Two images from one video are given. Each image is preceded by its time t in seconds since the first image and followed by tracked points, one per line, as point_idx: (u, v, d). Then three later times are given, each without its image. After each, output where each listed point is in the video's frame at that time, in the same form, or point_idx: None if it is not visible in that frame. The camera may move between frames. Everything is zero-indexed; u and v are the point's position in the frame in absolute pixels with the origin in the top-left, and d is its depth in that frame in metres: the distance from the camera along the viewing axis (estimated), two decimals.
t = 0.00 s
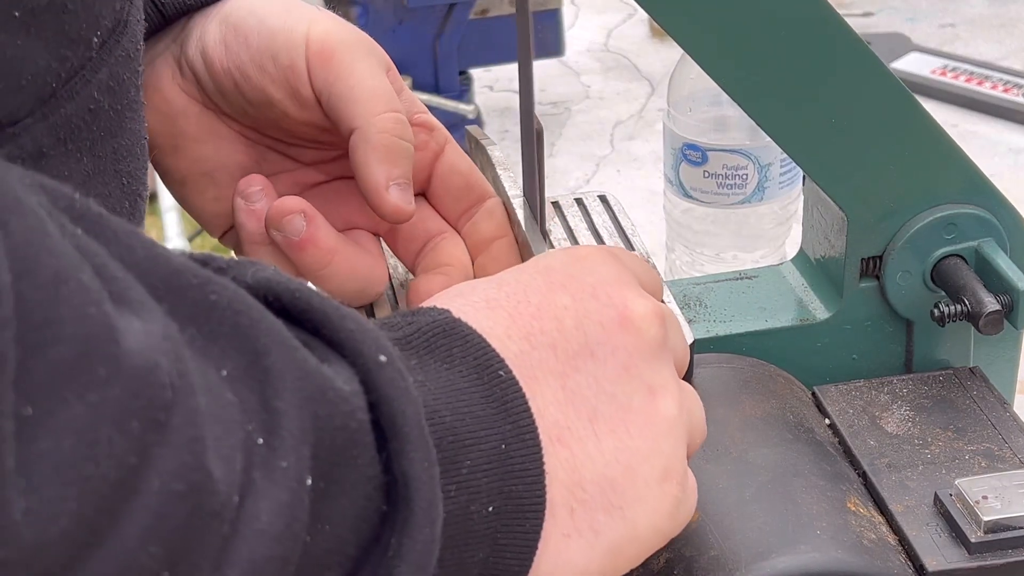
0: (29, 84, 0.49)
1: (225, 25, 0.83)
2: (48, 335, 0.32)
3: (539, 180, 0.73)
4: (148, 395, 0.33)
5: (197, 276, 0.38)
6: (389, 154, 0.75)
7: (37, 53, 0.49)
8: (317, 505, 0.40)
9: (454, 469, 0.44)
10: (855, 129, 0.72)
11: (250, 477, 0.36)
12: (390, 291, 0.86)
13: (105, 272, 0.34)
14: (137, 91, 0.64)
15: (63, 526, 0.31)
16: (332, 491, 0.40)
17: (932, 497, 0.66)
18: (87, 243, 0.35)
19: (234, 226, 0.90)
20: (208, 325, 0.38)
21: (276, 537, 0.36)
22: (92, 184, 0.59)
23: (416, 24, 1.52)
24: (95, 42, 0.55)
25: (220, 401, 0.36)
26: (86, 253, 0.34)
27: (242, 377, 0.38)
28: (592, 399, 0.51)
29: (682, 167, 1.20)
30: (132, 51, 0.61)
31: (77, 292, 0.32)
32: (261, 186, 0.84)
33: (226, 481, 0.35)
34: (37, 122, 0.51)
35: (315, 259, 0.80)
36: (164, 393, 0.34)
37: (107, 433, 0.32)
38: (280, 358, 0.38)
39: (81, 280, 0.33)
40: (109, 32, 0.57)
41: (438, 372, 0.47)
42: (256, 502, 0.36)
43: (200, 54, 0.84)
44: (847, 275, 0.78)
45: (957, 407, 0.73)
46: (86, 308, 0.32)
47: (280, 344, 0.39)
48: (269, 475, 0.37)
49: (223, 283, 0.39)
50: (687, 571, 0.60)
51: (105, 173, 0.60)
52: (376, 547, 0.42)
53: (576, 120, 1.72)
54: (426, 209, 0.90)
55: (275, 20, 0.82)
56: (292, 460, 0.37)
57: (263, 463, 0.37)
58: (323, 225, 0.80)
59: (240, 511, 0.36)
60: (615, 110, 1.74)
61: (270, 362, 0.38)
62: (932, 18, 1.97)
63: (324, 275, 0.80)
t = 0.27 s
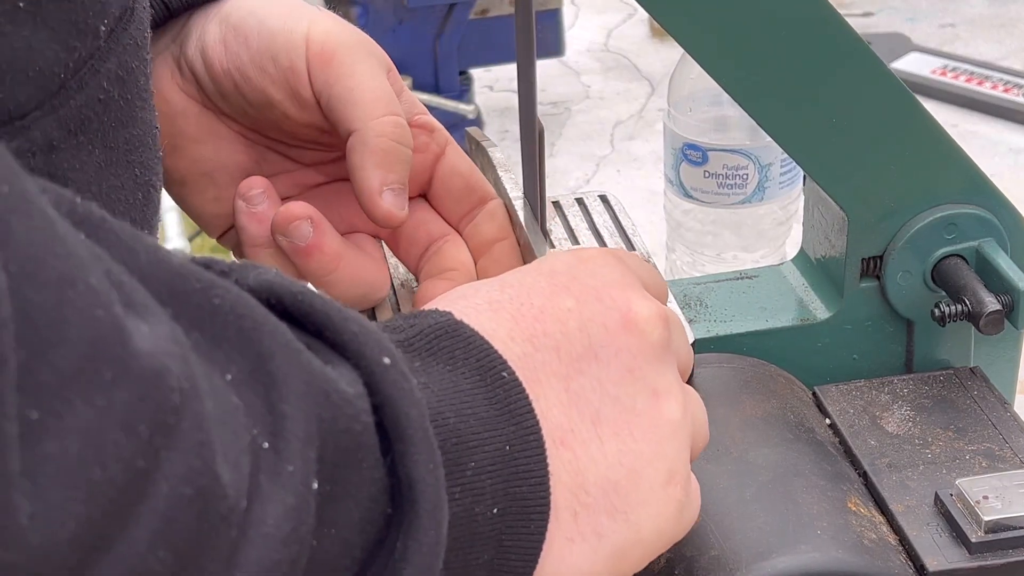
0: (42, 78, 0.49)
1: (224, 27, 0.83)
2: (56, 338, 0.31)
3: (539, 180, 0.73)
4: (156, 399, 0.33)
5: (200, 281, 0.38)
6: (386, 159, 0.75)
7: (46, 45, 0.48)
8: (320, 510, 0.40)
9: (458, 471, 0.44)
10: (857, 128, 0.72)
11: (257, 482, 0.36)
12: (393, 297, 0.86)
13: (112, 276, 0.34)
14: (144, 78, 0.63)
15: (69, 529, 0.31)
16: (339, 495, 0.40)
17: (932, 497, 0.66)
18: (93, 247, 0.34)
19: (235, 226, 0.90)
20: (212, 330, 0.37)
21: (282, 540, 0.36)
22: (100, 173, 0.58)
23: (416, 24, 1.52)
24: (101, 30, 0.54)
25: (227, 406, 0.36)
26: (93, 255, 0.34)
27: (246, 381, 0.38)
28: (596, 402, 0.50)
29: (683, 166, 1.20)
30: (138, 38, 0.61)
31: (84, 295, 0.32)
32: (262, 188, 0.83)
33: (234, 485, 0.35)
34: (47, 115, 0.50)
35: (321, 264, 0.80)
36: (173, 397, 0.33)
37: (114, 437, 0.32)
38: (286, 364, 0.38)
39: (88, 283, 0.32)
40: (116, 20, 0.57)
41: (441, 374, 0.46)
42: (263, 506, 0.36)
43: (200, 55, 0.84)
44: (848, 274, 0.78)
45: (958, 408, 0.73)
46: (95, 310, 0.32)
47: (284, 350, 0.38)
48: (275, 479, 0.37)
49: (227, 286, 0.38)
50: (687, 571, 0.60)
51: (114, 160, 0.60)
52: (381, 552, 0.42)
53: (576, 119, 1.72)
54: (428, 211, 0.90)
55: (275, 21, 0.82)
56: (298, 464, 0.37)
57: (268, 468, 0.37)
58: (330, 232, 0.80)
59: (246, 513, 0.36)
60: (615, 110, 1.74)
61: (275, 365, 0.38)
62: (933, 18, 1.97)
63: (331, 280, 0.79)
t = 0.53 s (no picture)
0: (51, 80, 0.46)
1: (226, 29, 0.82)
2: (79, 365, 0.30)
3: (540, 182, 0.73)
4: (178, 424, 0.32)
5: (211, 298, 0.36)
6: (385, 165, 0.76)
7: (56, 42, 0.46)
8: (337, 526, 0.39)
9: (467, 483, 0.44)
10: (858, 130, 0.72)
11: (272, 502, 0.35)
12: (394, 299, 0.85)
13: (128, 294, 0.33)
14: (161, 79, 0.61)
15: (94, 558, 0.30)
16: (353, 513, 0.39)
17: (933, 497, 0.66)
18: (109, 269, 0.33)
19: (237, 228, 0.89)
20: (224, 349, 0.36)
21: (299, 562, 0.35)
22: (126, 183, 0.55)
23: (416, 24, 1.52)
24: (118, 30, 0.51)
25: (242, 425, 0.35)
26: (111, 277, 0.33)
27: (259, 400, 0.36)
28: (601, 411, 0.51)
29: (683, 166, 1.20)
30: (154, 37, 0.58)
31: (105, 321, 0.31)
32: (265, 194, 0.82)
33: (253, 508, 0.34)
34: (67, 119, 0.48)
35: (326, 272, 0.79)
36: (194, 422, 0.32)
37: (137, 465, 0.31)
38: (299, 382, 0.37)
39: (110, 306, 0.31)
40: (131, 20, 0.54)
41: (447, 385, 0.46)
42: (279, 527, 0.35)
43: (201, 57, 0.84)
44: (849, 274, 0.78)
45: (959, 408, 0.73)
46: (116, 336, 0.31)
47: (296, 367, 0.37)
48: (291, 500, 0.35)
49: (237, 304, 0.37)
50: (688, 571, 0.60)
51: (137, 166, 0.56)
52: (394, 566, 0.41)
53: (576, 119, 1.72)
54: (431, 215, 0.90)
55: (276, 24, 0.81)
56: (314, 484, 0.36)
57: (284, 487, 0.35)
58: (335, 239, 0.80)
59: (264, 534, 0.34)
60: (615, 110, 1.74)
61: (288, 385, 0.37)
62: (933, 18, 1.97)
63: (339, 286, 0.79)
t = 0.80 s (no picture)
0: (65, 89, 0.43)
1: (230, 29, 0.82)
2: (98, 388, 0.29)
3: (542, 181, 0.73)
4: (196, 445, 0.31)
5: (221, 313, 0.36)
6: (389, 167, 0.75)
7: (74, 49, 0.43)
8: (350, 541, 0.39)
9: (475, 494, 0.43)
10: (861, 131, 0.72)
11: (287, 519, 0.35)
12: (394, 299, 0.85)
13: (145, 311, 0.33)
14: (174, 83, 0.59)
15: None
16: (365, 528, 0.39)
17: (934, 497, 0.66)
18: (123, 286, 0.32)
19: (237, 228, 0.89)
20: (236, 364, 0.36)
21: None
22: (138, 191, 0.52)
23: (416, 24, 1.52)
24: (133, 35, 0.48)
25: (257, 442, 0.35)
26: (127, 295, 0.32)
27: (272, 416, 0.36)
28: (606, 419, 0.51)
29: (684, 166, 1.20)
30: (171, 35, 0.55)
31: (125, 341, 0.30)
32: (268, 186, 0.81)
33: (271, 527, 0.33)
34: (81, 125, 0.45)
35: (326, 272, 0.79)
36: (212, 441, 0.32)
37: (158, 486, 0.31)
38: (311, 398, 0.36)
39: (129, 326, 0.30)
40: (147, 21, 0.51)
41: (454, 395, 0.45)
42: (294, 543, 0.35)
43: (205, 57, 0.84)
44: (849, 274, 0.78)
45: (959, 408, 0.73)
46: (136, 355, 0.30)
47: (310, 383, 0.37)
48: (305, 517, 0.35)
49: (249, 318, 0.37)
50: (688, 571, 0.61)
51: (151, 171, 0.54)
52: None
53: (576, 119, 1.72)
54: (434, 217, 0.90)
55: (279, 24, 0.81)
56: (327, 500, 0.36)
57: (298, 504, 0.35)
58: (333, 238, 0.80)
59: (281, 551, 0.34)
60: (615, 109, 1.74)
61: (300, 400, 0.36)
62: (933, 18, 1.97)
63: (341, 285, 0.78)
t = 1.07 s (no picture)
0: (72, 96, 0.43)
1: (233, 30, 0.82)
2: (102, 410, 0.29)
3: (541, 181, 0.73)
4: (200, 467, 0.31)
5: (224, 329, 0.35)
6: (390, 170, 0.75)
7: (80, 57, 0.43)
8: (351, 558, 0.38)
9: (478, 508, 0.43)
10: (862, 132, 0.72)
11: (289, 537, 0.34)
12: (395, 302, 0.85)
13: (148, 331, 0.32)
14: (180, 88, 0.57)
15: None
16: (368, 543, 0.39)
17: (934, 497, 0.66)
18: (125, 303, 0.32)
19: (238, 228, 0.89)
20: (238, 380, 0.35)
21: None
22: (142, 197, 0.51)
23: (417, 24, 1.52)
24: (139, 41, 0.48)
25: (258, 461, 0.34)
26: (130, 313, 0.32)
27: (274, 433, 0.36)
28: (610, 432, 0.50)
29: (684, 167, 1.20)
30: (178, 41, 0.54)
31: (128, 362, 0.30)
32: (268, 190, 0.80)
33: (273, 548, 0.33)
34: (87, 133, 0.45)
35: (327, 276, 0.79)
36: (215, 464, 0.32)
37: (161, 509, 0.30)
38: (313, 413, 0.36)
39: (132, 347, 0.30)
40: (153, 28, 0.50)
41: (457, 407, 0.45)
42: (297, 561, 0.34)
43: (207, 57, 0.83)
44: (849, 274, 0.78)
45: (959, 408, 0.73)
46: (139, 378, 0.30)
47: (311, 399, 0.36)
48: (308, 535, 0.35)
49: (251, 334, 0.36)
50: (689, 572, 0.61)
51: (155, 178, 0.53)
52: None
53: (576, 119, 1.72)
54: (436, 221, 0.89)
55: (280, 24, 0.81)
56: (330, 519, 0.36)
57: (300, 522, 0.35)
58: (336, 241, 0.79)
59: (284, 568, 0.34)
60: (615, 110, 1.74)
61: (303, 416, 0.36)
62: (933, 18, 1.97)
63: (341, 290, 0.78)
